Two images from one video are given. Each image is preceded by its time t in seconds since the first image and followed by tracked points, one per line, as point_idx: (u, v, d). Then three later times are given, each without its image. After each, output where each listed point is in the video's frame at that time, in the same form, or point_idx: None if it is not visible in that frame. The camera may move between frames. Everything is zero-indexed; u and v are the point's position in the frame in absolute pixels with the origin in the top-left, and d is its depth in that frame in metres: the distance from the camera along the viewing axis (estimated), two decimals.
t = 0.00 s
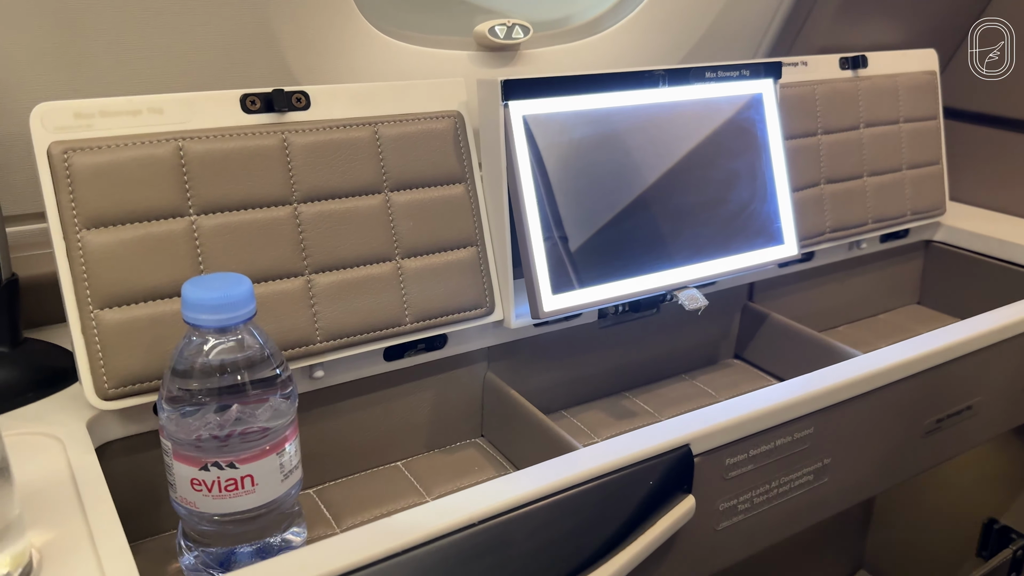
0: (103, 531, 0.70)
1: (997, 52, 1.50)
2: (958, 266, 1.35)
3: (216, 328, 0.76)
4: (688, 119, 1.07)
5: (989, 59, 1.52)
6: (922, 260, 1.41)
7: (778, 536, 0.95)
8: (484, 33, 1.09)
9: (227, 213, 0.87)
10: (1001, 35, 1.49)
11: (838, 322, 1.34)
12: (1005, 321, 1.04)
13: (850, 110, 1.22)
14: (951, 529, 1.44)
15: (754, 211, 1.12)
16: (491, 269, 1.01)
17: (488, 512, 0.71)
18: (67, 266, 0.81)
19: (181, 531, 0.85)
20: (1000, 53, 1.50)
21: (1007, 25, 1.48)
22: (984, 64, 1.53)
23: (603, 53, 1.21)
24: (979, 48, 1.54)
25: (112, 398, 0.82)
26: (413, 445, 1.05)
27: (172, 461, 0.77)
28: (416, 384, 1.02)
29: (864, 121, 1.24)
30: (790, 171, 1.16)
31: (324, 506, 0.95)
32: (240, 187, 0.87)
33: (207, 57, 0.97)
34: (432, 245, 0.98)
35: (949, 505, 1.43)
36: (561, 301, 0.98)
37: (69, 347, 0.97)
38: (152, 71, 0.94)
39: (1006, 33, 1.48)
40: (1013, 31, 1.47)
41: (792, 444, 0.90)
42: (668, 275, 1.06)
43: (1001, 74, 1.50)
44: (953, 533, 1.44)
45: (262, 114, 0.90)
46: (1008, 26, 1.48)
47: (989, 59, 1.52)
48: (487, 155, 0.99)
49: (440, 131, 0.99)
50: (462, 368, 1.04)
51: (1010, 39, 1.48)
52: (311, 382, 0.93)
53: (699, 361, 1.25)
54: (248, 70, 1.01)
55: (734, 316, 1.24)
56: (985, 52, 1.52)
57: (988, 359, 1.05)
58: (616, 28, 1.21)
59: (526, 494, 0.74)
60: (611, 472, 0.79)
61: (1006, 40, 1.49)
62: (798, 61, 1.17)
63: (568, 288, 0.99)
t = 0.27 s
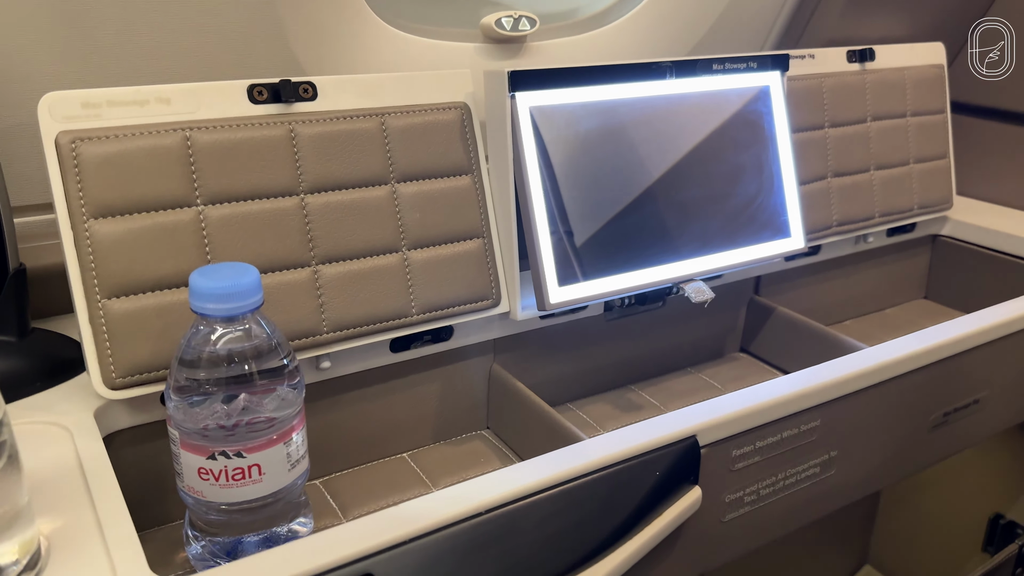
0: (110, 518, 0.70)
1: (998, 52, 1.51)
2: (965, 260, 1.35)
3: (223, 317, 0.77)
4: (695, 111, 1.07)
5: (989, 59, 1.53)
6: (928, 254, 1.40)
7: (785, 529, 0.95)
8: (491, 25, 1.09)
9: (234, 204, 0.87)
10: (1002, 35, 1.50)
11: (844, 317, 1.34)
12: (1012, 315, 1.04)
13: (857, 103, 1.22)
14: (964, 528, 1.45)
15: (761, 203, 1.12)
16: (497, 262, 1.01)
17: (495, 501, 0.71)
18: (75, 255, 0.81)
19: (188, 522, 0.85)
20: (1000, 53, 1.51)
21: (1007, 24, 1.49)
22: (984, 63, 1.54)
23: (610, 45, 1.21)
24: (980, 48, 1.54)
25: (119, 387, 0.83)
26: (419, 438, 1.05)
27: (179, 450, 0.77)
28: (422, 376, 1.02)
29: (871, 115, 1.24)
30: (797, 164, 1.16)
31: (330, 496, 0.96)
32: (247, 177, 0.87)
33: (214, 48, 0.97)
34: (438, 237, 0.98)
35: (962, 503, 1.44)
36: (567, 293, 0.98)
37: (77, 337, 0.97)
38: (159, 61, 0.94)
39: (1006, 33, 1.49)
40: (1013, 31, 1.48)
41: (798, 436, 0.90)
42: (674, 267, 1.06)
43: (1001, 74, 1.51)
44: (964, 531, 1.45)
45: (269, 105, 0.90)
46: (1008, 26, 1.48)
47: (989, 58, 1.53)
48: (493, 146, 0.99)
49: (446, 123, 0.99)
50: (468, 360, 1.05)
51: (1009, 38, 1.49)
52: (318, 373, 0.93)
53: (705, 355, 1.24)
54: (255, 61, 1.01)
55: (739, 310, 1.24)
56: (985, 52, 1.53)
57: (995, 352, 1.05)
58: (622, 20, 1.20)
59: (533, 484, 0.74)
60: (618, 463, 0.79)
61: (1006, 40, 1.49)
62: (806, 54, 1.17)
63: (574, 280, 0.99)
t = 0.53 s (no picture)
0: (110, 508, 0.70)
1: (998, 52, 1.51)
2: (969, 253, 1.34)
3: (224, 307, 0.76)
4: (698, 103, 1.06)
5: (989, 60, 1.53)
6: (933, 247, 1.40)
7: (787, 521, 0.94)
8: (493, 16, 1.08)
9: (235, 194, 0.87)
10: (1002, 36, 1.50)
11: (847, 309, 1.34)
12: (1017, 308, 1.04)
13: (862, 95, 1.21)
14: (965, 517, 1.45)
15: (764, 195, 1.11)
16: (499, 253, 1.01)
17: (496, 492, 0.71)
18: (76, 245, 0.81)
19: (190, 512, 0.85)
20: (1000, 53, 1.51)
21: (1007, 25, 1.49)
22: (984, 63, 1.54)
23: (613, 36, 1.20)
24: (980, 48, 1.54)
25: (120, 378, 0.82)
26: (421, 429, 1.05)
27: (180, 440, 0.78)
28: (424, 368, 1.02)
29: (876, 106, 1.23)
30: (801, 156, 1.15)
31: (332, 488, 0.96)
32: (249, 168, 0.87)
33: (216, 38, 0.97)
34: (440, 228, 0.97)
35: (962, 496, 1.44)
36: (569, 285, 0.98)
37: (79, 328, 0.97)
38: (159, 51, 0.94)
39: (1006, 33, 1.49)
40: (1013, 31, 1.48)
41: (801, 428, 0.90)
42: (677, 259, 1.05)
43: (1001, 74, 1.51)
44: (965, 523, 1.45)
45: (270, 95, 0.90)
46: (1008, 27, 1.48)
47: (990, 59, 1.53)
48: (495, 137, 0.98)
49: (449, 113, 0.98)
50: (470, 352, 1.04)
51: (1009, 39, 1.49)
52: (319, 364, 0.93)
53: (708, 347, 1.24)
54: (256, 51, 1.00)
55: (742, 302, 1.24)
56: (985, 53, 1.53)
57: (999, 345, 1.04)
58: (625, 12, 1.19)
59: (534, 476, 0.74)
60: (619, 455, 0.79)
61: (1006, 40, 1.49)
62: (810, 45, 1.17)
63: (576, 272, 0.98)
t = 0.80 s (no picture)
0: (107, 493, 0.71)
1: (998, 52, 1.52)
2: (970, 241, 1.34)
3: (221, 294, 0.76)
4: (698, 89, 1.06)
5: (989, 59, 1.54)
6: (934, 235, 1.39)
7: (785, 507, 0.95)
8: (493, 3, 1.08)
9: (232, 181, 0.87)
10: (1002, 36, 1.50)
11: (848, 298, 1.33)
12: (1017, 295, 1.03)
13: (863, 83, 1.21)
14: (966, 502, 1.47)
15: (765, 182, 1.11)
16: (498, 241, 1.00)
17: (492, 479, 0.72)
18: (74, 232, 0.81)
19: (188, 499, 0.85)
20: (1000, 53, 1.52)
21: (1007, 25, 1.49)
22: (985, 63, 1.55)
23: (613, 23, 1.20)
24: (980, 48, 1.55)
25: (118, 365, 0.83)
26: (420, 416, 1.05)
27: (178, 427, 0.78)
28: (422, 355, 1.02)
29: (877, 94, 1.22)
30: (801, 143, 1.15)
31: (330, 475, 0.96)
32: (246, 155, 0.87)
33: (213, 25, 0.96)
34: (438, 216, 0.97)
35: (958, 483, 1.46)
36: (568, 272, 0.97)
37: (78, 315, 0.97)
38: (157, 38, 0.94)
39: (1006, 33, 1.50)
40: (1012, 31, 1.49)
41: (798, 416, 0.90)
42: (676, 247, 1.05)
43: (1001, 74, 1.52)
44: (964, 510, 1.47)
45: (267, 82, 0.89)
46: (1008, 27, 1.49)
47: (989, 59, 1.54)
48: (493, 124, 0.98)
49: (447, 100, 0.98)
50: (468, 339, 1.04)
51: (1009, 39, 1.50)
52: (318, 351, 0.93)
53: (707, 336, 1.24)
54: (254, 38, 1.00)
55: (742, 290, 1.23)
56: (985, 53, 1.54)
57: (999, 333, 1.04)
58: None
59: (530, 462, 0.75)
60: (615, 442, 0.79)
61: (1006, 40, 1.50)
62: (811, 32, 1.16)
63: (575, 259, 0.98)
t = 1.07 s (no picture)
0: (105, 468, 0.71)
1: (998, 51, 1.51)
2: (970, 221, 1.33)
3: (217, 271, 0.76)
4: (699, 67, 1.05)
5: (990, 58, 1.54)
6: (935, 215, 1.39)
7: (781, 484, 0.95)
8: None
9: (228, 157, 0.86)
10: (1002, 35, 1.49)
11: (847, 278, 1.33)
12: (1016, 274, 1.03)
13: (864, 61, 1.20)
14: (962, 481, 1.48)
15: (765, 161, 1.10)
16: (497, 219, 1.00)
17: (488, 453, 0.72)
18: (71, 208, 0.81)
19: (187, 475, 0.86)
20: (1000, 52, 1.51)
21: (1006, 25, 1.47)
22: (984, 63, 1.55)
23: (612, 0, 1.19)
24: (982, 47, 1.54)
25: (116, 340, 0.83)
26: (418, 394, 1.06)
27: (176, 403, 0.78)
28: (420, 333, 1.02)
29: (878, 73, 1.22)
30: (802, 122, 1.14)
31: (329, 451, 0.96)
32: (242, 131, 0.86)
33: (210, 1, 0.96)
34: (436, 193, 0.97)
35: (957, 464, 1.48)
36: (566, 250, 0.97)
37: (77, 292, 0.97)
38: (154, 15, 0.94)
39: (1006, 33, 1.48)
40: (1012, 31, 1.47)
41: (795, 393, 0.90)
42: (675, 225, 1.04)
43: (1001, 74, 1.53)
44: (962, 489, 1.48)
45: (263, 57, 0.89)
46: (1008, 27, 1.47)
47: (990, 58, 1.54)
48: (492, 101, 0.97)
49: (444, 77, 0.97)
50: (466, 318, 1.04)
51: (1009, 39, 1.48)
52: (315, 329, 0.93)
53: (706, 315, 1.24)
54: (252, 14, 0.99)
55: (741, 270, 1.23)
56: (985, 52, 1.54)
57: (998, 311, 1.04)
58: None
59: (526, 438, 0.75)
60: (611, 418, 0.79)
61: (1006, 39, 1.48)
62: (812, 10, 1.15)
63: (574, 237, 0.98)
